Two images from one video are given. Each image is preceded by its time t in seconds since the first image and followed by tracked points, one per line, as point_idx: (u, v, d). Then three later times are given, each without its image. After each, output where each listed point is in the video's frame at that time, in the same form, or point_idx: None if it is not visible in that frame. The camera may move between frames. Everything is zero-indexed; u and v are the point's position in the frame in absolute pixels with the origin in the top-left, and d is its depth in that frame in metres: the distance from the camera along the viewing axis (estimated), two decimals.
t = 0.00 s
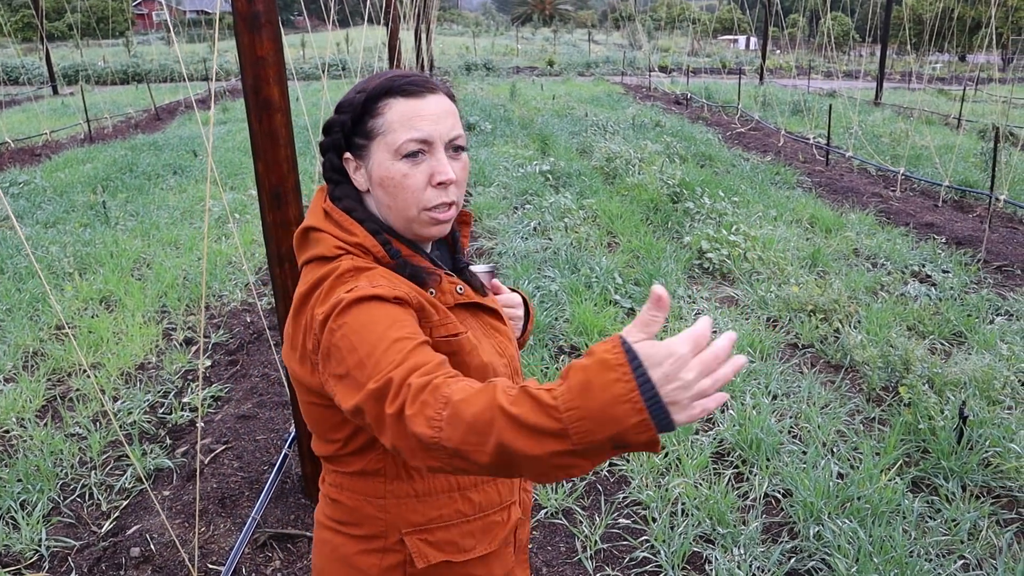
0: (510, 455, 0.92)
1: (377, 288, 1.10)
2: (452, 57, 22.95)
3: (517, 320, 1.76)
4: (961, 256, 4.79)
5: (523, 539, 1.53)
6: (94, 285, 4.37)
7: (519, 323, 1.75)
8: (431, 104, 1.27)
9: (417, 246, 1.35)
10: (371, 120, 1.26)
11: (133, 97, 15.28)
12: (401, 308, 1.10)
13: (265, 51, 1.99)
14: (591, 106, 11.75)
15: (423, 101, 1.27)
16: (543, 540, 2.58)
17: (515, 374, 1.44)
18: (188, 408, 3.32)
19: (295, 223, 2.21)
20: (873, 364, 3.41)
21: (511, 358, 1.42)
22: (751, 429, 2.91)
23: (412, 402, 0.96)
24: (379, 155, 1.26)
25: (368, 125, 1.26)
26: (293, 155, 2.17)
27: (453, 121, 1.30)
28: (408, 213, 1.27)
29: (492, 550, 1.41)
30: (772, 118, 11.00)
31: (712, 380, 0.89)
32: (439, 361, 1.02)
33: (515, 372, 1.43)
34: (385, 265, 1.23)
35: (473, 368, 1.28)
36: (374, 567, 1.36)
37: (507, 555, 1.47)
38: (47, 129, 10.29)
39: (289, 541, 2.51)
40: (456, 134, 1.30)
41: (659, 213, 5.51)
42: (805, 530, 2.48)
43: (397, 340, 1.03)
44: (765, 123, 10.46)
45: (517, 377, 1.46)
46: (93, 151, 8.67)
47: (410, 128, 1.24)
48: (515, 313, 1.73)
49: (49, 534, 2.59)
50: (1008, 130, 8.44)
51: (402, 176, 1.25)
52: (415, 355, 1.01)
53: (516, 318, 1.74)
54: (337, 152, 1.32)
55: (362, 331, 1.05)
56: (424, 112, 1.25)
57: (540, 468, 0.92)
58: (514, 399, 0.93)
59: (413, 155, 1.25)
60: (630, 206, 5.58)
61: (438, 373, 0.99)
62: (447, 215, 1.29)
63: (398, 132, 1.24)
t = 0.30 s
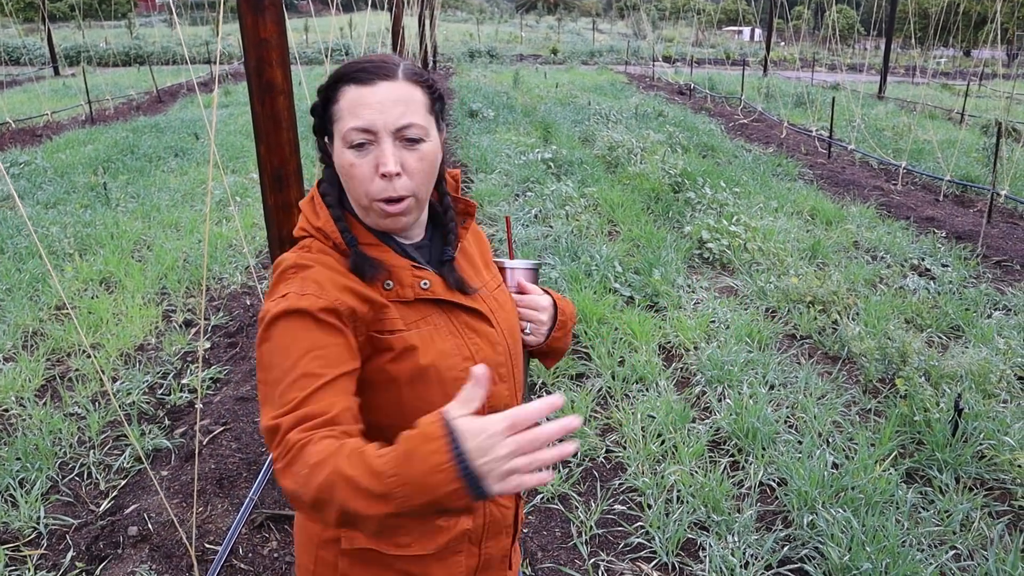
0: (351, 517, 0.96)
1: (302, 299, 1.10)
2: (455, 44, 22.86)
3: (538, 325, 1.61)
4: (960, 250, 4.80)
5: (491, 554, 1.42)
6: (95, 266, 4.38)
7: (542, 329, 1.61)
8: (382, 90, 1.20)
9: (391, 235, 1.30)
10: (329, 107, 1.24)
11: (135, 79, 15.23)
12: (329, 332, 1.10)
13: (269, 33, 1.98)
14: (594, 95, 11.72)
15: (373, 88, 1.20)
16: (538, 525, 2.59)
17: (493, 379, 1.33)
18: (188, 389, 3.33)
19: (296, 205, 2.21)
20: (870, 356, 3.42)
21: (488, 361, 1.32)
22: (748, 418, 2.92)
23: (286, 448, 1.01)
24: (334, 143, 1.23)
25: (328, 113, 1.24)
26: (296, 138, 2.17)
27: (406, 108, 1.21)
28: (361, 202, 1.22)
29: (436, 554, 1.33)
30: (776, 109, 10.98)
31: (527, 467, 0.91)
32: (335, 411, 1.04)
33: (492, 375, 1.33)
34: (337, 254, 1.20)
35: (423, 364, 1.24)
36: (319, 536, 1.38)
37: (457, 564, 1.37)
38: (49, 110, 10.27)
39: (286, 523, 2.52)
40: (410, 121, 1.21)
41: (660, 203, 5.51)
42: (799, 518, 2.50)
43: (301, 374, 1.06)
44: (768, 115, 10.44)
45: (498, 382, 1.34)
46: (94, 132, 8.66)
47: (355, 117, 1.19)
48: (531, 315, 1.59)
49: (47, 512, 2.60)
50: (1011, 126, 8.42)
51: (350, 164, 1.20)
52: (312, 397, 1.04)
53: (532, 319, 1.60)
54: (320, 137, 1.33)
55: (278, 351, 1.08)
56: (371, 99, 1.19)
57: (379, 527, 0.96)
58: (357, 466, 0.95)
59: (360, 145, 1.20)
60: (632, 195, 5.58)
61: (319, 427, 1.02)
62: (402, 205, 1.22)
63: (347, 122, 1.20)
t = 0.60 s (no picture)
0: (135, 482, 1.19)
1: (258, 294, 1.28)
2: (458, 36, 22.79)
3: (549, 337, 1.58)
4: (964, 241, 4.79)
5: (475, 553, 1.47)
6: (100, 258, 4.40)
7: (551, 342, 1.57)
8: (361, 90, 1.28)
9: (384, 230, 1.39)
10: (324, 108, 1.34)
11: (138, 71, 15.22)
12: (269, 328, 1.28)
13: (273, 24, 2.00)
14: (597, 87, 11.69)
15: (354, 88, 1.28)
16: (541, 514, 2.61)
17: (468, 386, 1.38)
18: (193, 380, 3.35)
19: (301, 197, 2.22)
20: (873, 346, 3.42)
21: (461, 368, 1.37)
22: (750, 408, 2.93)
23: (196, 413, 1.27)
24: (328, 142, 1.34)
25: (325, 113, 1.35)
26: (299, 130, 2.18)
27: (386, 107, 1.29)
28: (348, 198, 1.33)
29: (407, 543, 1.41)
30: (780, 100, 10.94)
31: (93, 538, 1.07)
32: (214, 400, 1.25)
33: (465, 383, 1.38)
34: (320, 250, 1.33)
35: (383, 361, 1.32)
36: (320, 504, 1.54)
37: (431, 557, 1.43)
38: (53, 103, 10.28)
39: (291, 511, 2.54)
40: (389, 121, 1.29)
41: (664, 194, 5.50)
42: (801, 507, 2.51)
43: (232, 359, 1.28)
44: (772, 105, 10.41)
45: (474, 390, 1.39)
46: (98, 124, 8.67)
47: (335, 118, 1.29)
48: (541, 326, 1.56)
49: (55, 501, 2.63)
50: (1016, 116, 8.39)
51: (336, 163, 1.31)
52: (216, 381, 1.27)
53: (541, 330, 1.57)
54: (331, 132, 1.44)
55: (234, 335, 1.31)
56: (349, 100, 1.28)
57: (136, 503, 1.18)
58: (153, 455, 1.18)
59: (344, 143, 1.30)
60: (635, 186, 5.58)
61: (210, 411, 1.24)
62: (384, 202, 1.31)
63: (331, 122, 1.30)
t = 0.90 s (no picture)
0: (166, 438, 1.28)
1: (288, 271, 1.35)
2: (460, 33, 22.77)
3: (565, 336, 1.56)
4: (966, 240, 4.79)
5: (477, 533, 1.50)
6: (102, 254, 4.41)
7: (568, 341, 1.56)
8: (393, 85, 1.29)
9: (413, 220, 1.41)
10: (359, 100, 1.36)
11: (140, 67, 15.22)
12: (296, 304, 1.34)
13: (276, 21, 2.00)
14: (598, 84, 11.69)
15: (387, 83, 1.30)
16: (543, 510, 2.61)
17: (479, 378, 1.40)
18: (195, 375, 3.36)
19: (304, 193, 2.23)
20: (874, 344, 3.43)
21: (474, 360, 1.39)
22: (752, 406, 2.94)
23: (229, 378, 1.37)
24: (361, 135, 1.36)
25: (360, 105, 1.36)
26: (303, 126, 2.18)
27: (416, 103, 1.29)
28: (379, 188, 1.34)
29: (412, 518, 1.45)
30: (781, 99, 10.94)
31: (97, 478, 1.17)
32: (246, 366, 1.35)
33: (478, 373, 1.40)
34: (348, 235, 1.37)
35: (399, 346, 1.35)
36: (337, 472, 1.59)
37: (434, 534, 1.46)
38: (56, 98, 10.28)
39: (293, 507, 2.55)
40: (419, 116, 1.30)
41: (666, 192, 5.51)
42: (802, 505, 2.51)
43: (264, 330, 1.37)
44: (773, 103, 10.41)
45: (486, 381, 1.40)
46: (100, 120, 8.68)
47: (367, 112, 1.31)
48: (557, 324, 1.54)
49: (58, 495, 2.64)
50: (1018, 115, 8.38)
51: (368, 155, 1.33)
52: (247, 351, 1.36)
53: (557, 327, 1.55)
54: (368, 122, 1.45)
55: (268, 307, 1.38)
56: (380, 95, 1.29)
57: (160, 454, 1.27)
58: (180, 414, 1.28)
59: (375, 135, 1.32)
60: (637, 183, 5.59)
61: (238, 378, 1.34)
62: (410, 196, 1.31)
63: (364, 114, 1.32)
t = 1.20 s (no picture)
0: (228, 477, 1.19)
1: (322, 274, 1.28)
2: (463, 35, 22.82)
3: (578, 318, 1.64)
4: (969, 242, 4.79)
5: (493, 514, 1.51)
6: (106, 256, 4.43)
7: (582, 323, 1.63)
8: (468, 90, 1.30)
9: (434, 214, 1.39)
10: (415, 96, 1.32)
11: (144, 70, 15.30)
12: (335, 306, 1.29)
13: (280, 24, 2.00)
14: (601, 87, 11.70)
15: (461, 87, 1.29)
16: (544, 512, 2.62)
17: (505, 364, 1.40)
18: (199, 377, 3.38)
19: (307, 196, 2.24)
20: (876, 346, 3.43)
21: (502, 347, 1.39)
22: (753, 408, 2.94)
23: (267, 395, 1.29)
24: (414, 131, 1.32)
25: (414, 100, 1.33)
26: (306, 129, 2.19)
27: (489, 109, 1.31)
28: (430, 186, 1.32)
29: (434, 503, 1.45)
30: (784, 101, 10.95)
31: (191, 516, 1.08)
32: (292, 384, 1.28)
33: (504, 360, 1.40)
34: (380, 233, 1.33)
35: (433, 339, 1.34)
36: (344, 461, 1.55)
37: (454, 517, 1.47)
38: (60, 102, 10.33)
39: (295, 509, 2.55)
40: (490, 122, 1.31)
41: (668, 194, 5.51)
42: (803, 507, 2.52)
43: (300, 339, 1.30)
44: (776, 106, 10.41)
45: (511, 367, 1.41)
46: (105, 123, 8.71)
47: (441, 112, 1.29)
48: (571, 308, 1.61)
49: (62, 497, 2.66)
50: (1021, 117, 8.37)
51: (428, 153, 1.30)
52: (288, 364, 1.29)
53: (571, 313, 1.63)
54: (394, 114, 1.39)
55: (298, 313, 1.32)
56: (457, 97, 1.29)
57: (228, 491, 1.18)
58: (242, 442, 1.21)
59: (442, 136, 1.30)
60: (639, 186, 5.59)
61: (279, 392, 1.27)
62: (469, 196, 1.32)
63: (432, 114, 1.30)
